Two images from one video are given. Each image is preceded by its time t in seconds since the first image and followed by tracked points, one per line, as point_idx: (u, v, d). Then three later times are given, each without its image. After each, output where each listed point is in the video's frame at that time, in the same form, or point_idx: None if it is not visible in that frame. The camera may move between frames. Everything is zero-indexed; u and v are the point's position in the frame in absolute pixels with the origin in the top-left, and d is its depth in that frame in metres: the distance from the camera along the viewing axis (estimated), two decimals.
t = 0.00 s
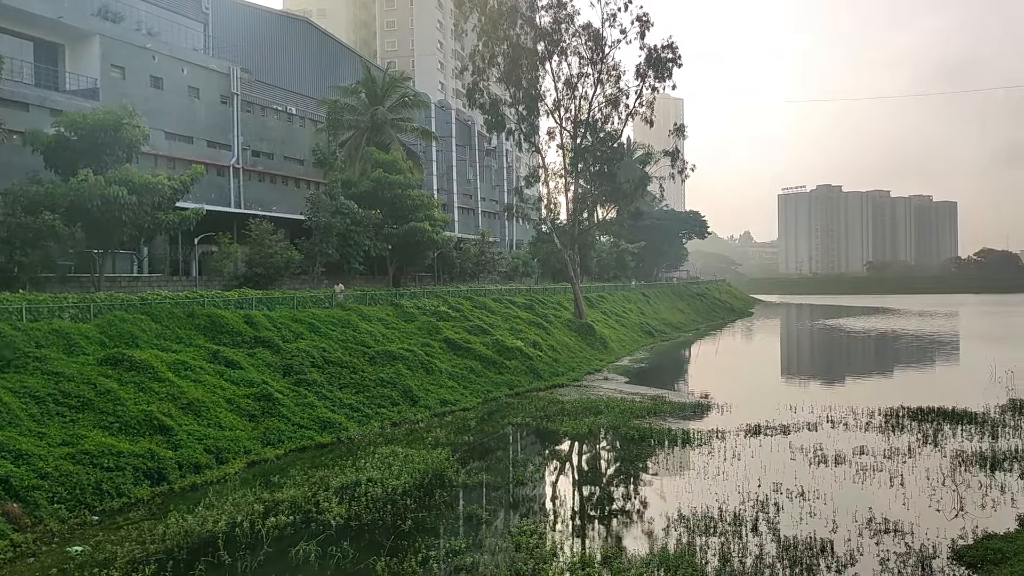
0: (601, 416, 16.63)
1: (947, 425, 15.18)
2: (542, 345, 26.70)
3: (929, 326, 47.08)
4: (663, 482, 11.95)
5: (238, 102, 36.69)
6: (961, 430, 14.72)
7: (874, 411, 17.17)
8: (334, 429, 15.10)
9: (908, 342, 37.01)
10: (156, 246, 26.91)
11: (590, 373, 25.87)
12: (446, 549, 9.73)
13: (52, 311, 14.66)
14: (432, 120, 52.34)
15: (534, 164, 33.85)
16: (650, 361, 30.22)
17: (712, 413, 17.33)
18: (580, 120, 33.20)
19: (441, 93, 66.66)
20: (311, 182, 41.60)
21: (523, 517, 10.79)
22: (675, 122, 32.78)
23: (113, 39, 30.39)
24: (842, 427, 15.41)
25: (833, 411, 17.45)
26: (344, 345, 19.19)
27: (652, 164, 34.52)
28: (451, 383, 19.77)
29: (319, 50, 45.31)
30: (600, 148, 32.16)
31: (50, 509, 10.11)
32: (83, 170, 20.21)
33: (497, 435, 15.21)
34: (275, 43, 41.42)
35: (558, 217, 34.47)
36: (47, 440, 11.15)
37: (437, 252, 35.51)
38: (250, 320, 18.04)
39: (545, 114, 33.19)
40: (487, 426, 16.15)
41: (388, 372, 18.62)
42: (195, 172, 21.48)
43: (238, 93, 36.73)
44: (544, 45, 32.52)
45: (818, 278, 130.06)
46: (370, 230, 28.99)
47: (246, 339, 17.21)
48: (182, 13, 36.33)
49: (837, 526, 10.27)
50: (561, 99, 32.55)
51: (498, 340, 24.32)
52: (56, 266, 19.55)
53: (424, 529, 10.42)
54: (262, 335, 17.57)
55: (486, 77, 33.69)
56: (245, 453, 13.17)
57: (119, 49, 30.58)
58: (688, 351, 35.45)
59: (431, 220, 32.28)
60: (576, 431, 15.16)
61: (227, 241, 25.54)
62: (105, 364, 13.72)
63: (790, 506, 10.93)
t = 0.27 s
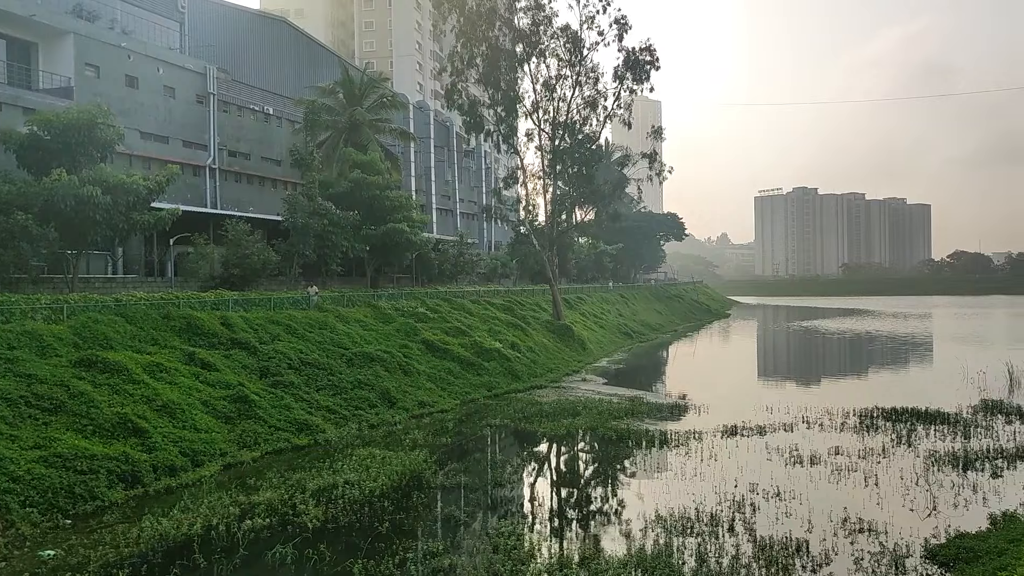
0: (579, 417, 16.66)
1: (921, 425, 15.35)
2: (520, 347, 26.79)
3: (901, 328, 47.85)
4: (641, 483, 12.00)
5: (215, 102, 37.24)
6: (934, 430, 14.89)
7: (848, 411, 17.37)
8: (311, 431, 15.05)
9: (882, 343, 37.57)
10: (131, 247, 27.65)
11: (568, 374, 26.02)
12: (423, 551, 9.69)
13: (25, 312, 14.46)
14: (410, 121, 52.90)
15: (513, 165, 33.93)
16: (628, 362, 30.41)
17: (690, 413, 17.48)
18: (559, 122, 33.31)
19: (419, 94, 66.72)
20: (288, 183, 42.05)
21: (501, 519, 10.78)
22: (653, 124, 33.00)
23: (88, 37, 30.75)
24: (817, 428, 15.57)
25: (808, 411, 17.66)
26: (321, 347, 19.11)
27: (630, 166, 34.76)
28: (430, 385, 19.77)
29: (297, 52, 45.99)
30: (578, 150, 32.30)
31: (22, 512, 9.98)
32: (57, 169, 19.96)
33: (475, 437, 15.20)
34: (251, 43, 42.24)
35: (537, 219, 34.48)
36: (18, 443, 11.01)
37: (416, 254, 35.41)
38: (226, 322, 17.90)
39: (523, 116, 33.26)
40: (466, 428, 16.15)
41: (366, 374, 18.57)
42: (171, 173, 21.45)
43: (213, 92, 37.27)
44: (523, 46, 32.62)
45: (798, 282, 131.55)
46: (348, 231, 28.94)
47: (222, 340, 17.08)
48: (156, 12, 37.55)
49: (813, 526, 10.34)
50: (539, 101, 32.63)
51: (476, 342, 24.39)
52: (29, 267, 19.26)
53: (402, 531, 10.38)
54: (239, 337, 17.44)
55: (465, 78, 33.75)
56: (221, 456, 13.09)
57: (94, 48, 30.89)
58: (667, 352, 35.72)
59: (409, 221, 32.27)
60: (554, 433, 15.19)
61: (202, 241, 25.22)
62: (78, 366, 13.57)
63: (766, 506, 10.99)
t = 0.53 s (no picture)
0: (558, 419, 16.70)
1: (895, 425, 15.52)
2: (499, 348, 26.83)
3: (875, 330, 48.31)
4: (618, 484, 12.03)
5: (191, 102, 37.78)
6: (908, 431, 15.04)
7: (823, 412, 17.51)
8: (288, 434, 14.99)
9: (856, 344, 38.10)
10: (105, 249, 27.47)
11: (547, 376, 26.13)
12: (401, 553, 9.64)
13: None
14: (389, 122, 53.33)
15: (492, 167, 33.96)
16: (607, 364, 30.56)
17: (668, 415, 17.56)
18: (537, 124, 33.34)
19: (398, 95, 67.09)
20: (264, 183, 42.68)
21: (479, 521, 10.77)
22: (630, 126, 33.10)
23: (62, 37, 31.02)
24: (793, 429, 15.66)
25: (783, 412, 17.81)
26: (298, 348, 19.01)
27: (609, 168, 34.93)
28: (408, 387, 19.75)
29: (274, 52, 46.55)
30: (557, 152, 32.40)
31: None
32: (29, 168, 19.75)
33: (453, 439, 15.20)
34: (227, 43, 42.71)
35: (515, 220, 34.57)
36: None
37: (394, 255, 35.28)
38: (202, 323, 17.75)
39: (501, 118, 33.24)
40: (444, 429, 16.14)
41: (343, 376, 18.51)
42: (146, 173, 21.42)
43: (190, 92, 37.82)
44: (501, 48, 32.71)
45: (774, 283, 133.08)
46: (326, 233, 28.85)
47: (198, 342, 16.94)
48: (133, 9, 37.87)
49: (789, 526, 10.40)
50: (518, 103, 32.62)
51: (454, 343, 24.43)
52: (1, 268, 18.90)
53: (379, 534, 10.34)
54: (214, 338, 17.30)
55: (443, 80, 33.76)
56: (196, 459, 13.01)
57: (68, 48, 31.17)
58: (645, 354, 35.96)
59: (388, 223, 32.24)
60: (533, 434, 15.22)
61: (177, 242, 25.11)
62: (51, 368, 13.41)
63: (743, 507, 11.05)
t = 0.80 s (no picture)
0: (536, 420, 16.78)
1: (869, 426, 15.68)
2: (477, 350, 26.87)
3: (850, 331, 48.85)
4: (596, 485, 12.06)
5: (167, 102, 37.81)
6: (882, 431, 15.20)
7: (799, 413, 17.60)
8: (265, 436, 14.91)
9: (832, 345, 38.51)
10: (80, 249, 27.07)
11: (524, 377, 26.21)
12: (378, 555, 9.59)
13: None
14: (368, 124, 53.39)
15: (470, 168, 33.96)
16: (585, 365, 30.70)
17: (645, 416, 17.65)
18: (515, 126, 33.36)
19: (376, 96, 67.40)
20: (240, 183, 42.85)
21: (457, 523, 10.75)
22: (608, 128, 33.11)
23: (35, 35, 30.98)
24: (770, 429, 15.75)
25: (760, 413, 17.91)
26: (275, 350, 18.89)
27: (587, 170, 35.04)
28: (386, 389, 19.72)
29: (253, 52, 46.33)
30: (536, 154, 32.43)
31: None
32: None
33: (430, 440, 15.18)
34: (205, 42, 42.54)
35: (493, 221, 34.91)
36: None
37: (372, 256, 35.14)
38: (177, 325, 17.59)
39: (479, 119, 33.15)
40: (421, 431, 16.11)
41: (321, 378, 18.42)
42: (120, 173, 21.18)
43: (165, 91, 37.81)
44: (480, 50, 32.82)
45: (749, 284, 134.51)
46: (302, 234, 28.78)
47: (173, 344, 16.79)
48: (107, 9, 38.16)
49: (764, 526, 10.46)
50: (496, 104, 32.60)
51: (433, 345, 24.44)
52: None
53: (356, 536, 10.29)
54: (190, 340, 17.16)
55: (422, 81, 33.73)
56: (171, 461, 12.91)
57: (40, 46, 31.14)
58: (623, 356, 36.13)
59: (365, 224, 32.22)
60: (511, 435, 15.24)
61: (151, 242, 25.03)
62: (22, 370, 13.23)
63: (719, 508, 11.10)
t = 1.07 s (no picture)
0: (514, 421, 16.84)
1: (845, 427, 15.81)
2: (456, 352, 26.90)
3: (827, 332, 49.35)
4: (575, 486, 12.10)
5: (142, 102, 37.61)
6: (857, 432, 15.34)
7: (775, 415, 17.72)
8: (241, 439, 14.82)
9: (808, 346, 38.97)
10: (53, 250, 26.63)
11: (502, 379, 26.29)
12: (355, 558, 9.53)
13: None
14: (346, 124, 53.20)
15: (448, 170, 33.96)
16: (563, 367, 30.86)
17: (623, 417, 17.74)
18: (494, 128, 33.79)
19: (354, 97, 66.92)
20: (217, 184, 43.01)
21: (435, 525, 10.72)
22: (587, 130, 33.19)
23: (9, 33, 30.64)
24: (747, 431, 15.83)
25: (737, 414, 18.05)
26: (251, 352, 18.77)
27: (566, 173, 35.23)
28: (363, 391, 19.69)
29: (231, 52, 46.31)
30: (515, 155, 33.09)
31: None
32: None
33: (408, 442, 15.17)
34: (181, 41, 42.54)
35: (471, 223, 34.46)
36: None
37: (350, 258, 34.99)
38: (153, 326, 17.44)
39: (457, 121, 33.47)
40: (399, 433, 16.07)
41: (298, 380, 18.34)
42: (96, 174, 21.62)
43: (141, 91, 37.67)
44: (459, 51, 32.96)
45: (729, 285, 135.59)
46: (280, 235, 28.69)
47: (149, 346, 16.64)
48: (81, 7, 37.97)
49: (741, 527, 10.51)
50: (475, 106, 32.61)
51: (411, 347, 24.44)
52: None
53: (334, 539, 10.25)
54: (166, 342, 17.02)
55: (400, 82, 33.72)
56: (145, 465, 12.81)
57: (14, 44, 30.81)
58: (601, 357, 36.36)
59: (343, 225, 32.20)
60: (489, 437, 15.25)
61: (126, 243, 24.79)
62: None
63: (696, 508, 11.14)
